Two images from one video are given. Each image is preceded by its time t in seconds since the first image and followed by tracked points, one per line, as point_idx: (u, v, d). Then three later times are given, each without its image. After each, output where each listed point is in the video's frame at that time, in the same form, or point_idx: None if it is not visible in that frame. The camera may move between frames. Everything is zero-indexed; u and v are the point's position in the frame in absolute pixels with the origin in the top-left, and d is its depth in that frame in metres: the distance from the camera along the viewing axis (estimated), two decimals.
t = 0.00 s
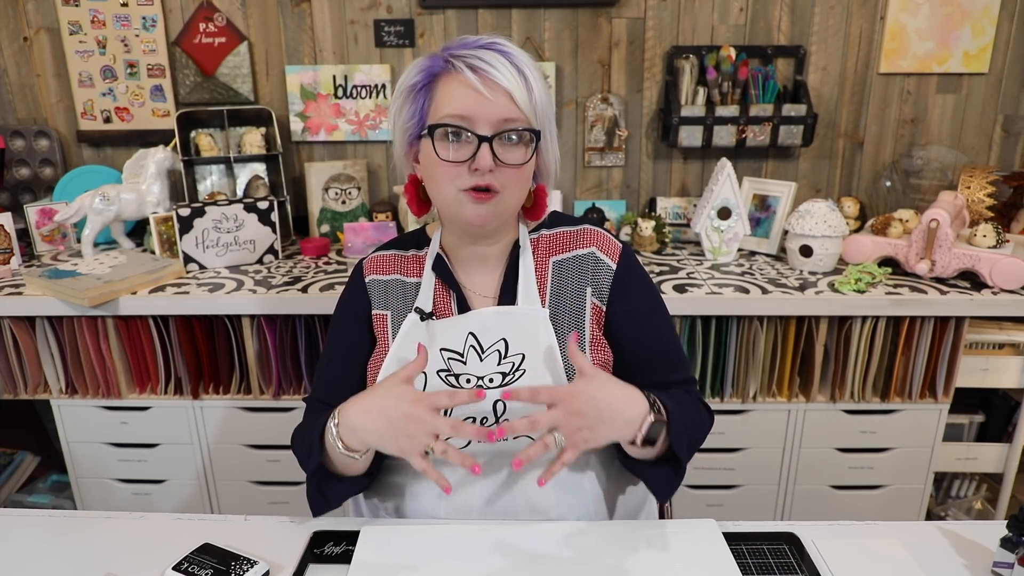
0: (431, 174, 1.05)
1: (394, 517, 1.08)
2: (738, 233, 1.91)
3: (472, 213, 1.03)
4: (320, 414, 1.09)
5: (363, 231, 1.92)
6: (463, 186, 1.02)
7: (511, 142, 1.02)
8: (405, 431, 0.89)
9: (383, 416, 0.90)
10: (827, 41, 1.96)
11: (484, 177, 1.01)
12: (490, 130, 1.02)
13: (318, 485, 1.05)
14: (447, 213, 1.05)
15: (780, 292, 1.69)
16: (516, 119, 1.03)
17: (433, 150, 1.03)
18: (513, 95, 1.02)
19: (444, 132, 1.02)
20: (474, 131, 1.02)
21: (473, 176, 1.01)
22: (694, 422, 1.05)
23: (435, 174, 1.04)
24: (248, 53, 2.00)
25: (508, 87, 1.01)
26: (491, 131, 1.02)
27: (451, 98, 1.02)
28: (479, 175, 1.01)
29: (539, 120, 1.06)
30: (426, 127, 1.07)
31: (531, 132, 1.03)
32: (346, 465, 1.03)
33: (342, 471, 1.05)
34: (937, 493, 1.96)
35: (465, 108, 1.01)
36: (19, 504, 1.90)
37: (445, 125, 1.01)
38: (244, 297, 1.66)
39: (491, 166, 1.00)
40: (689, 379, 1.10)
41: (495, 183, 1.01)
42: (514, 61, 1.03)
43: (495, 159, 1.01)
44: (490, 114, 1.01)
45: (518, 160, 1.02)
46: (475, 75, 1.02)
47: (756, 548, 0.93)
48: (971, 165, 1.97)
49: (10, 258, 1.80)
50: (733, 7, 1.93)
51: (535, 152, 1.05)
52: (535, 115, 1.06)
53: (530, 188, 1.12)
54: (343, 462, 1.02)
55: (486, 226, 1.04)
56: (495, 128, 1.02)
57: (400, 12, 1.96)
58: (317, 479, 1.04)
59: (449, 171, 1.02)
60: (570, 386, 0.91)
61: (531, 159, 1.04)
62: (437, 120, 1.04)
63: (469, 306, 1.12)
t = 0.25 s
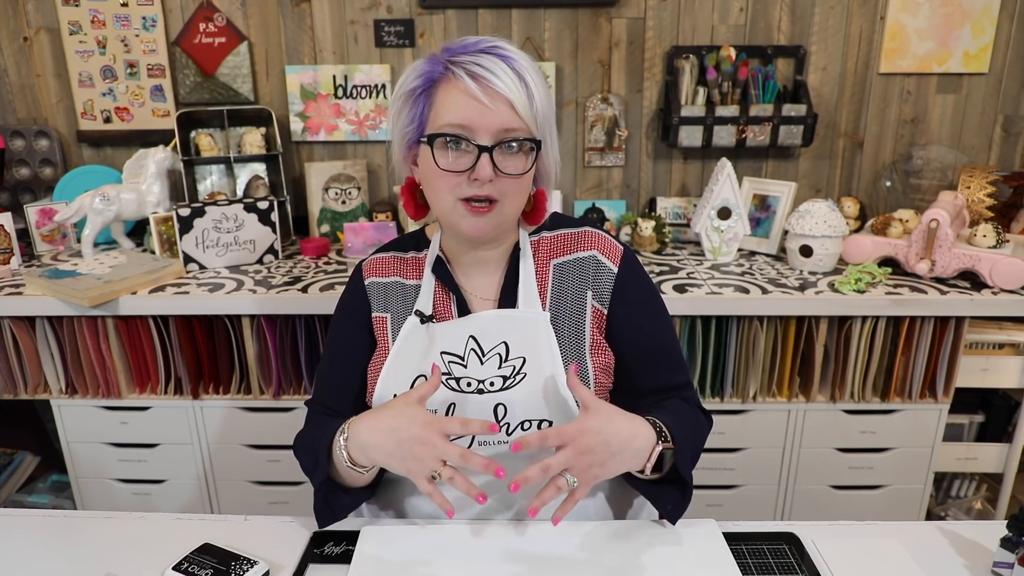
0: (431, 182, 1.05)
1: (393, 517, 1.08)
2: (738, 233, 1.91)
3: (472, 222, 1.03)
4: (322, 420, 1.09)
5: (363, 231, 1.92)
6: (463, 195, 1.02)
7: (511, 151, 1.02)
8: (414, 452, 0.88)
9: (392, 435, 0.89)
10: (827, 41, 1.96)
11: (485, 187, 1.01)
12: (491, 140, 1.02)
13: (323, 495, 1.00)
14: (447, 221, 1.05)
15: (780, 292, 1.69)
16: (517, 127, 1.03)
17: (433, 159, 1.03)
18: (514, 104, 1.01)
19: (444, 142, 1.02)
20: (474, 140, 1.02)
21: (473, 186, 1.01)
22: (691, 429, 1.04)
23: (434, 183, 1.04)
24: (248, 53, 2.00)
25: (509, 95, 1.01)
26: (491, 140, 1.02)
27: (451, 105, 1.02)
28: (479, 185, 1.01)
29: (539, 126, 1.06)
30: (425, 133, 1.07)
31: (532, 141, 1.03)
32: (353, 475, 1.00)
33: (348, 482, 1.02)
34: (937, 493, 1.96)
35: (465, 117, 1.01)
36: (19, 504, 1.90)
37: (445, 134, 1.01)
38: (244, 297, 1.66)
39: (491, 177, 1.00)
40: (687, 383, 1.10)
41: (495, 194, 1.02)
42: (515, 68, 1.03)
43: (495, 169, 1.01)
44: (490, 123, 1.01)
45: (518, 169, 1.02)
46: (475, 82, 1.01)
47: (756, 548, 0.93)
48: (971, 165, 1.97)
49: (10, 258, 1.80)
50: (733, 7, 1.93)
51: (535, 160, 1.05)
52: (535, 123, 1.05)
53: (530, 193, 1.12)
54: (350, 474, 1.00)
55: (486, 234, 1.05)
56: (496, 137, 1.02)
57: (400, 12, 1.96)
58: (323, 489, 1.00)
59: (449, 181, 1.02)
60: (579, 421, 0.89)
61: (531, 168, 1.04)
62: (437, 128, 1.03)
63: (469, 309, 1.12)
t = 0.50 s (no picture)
0: (432, 179, 1.05)
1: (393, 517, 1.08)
2: (738, 233, 1.91)
3: (474, 217, 1.03)
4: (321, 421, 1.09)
5: (363, 231, 1.92)
6: (464, 191, 1.03)
7: (512, 146, 1.02)
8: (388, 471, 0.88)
9: (375, 452, 0.89)
10: (827, 41, 1.96)
11: (486, 182, 1.01)
12: (492, 135, 1.02)
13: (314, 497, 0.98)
14: (448, 217, 1.05)
15: (780, 292, 1.69)
16: (518, 122, 1.03)
17: (433, 155, 1.03)
18: (515, 99, 1.02)
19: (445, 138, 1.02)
20: (475, 135, 1.02)
21: (474, 181, 1.02)
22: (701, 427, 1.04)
23: (435, 179, 1.04)
24: (248, 53, 2.00)
25: (510, 90, 1.01)
26: (492, 135, 1.02)
27: (451, 102, 1.02)
28: (481, 180, 1.01)
29: (541, 122, 1.06)
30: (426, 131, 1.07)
31: (533, 137, 1.03)
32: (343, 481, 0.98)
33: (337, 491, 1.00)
34: (937, 493, 1.96)
35: (466, 113, 1.01)
36: (19, 504, 1.90)
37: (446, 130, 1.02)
38: (243, 297, 1.66)
39: (493, 171, 1.01)
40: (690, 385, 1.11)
41: (497, 188, 1.02)
42: (516, 64, 1.03)
43: (496, 164, 1.01)
44: (491, 118, 1.01)
45: (520, 165, 1.03)
46: (475, 78, 1.02)
47: (756, 548, 0.93)
48: (971, 165, 1.97)
49: (10, 258, 1.80)
50: (733, 7, 1.93)
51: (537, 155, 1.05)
52: (537, 120, 1.05)
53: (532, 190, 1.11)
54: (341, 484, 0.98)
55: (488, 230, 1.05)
56: (497, 132, 1.02)
57: (400, 12, 1.96)
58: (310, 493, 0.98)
59: (450, 177, 1.02)
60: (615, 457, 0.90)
61: (533, 163, 1.04)
62: (438, 124, 1.03)
63: (470, 310, 1.12)
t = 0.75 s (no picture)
0: (435, 172, 1.05)
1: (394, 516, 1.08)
2: (738, 233, 1.91)
3: (479, 202, 1.02)
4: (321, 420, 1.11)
5: (363, 231, 1.92)
6: (466, 176, 1.02)
7: (511, 129, 1.02)
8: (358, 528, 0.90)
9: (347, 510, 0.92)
10: (827, 41, 1.96)
11: (487, 164, 1.01)
12: (491, 119, 1.02)
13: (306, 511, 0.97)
14: (453, 206, 1.04)
15: (780, 292, 1.69)
16: (516, 107, 1.03)
17: (434, 145, 1.04)
18: (512, 84, 1.03)
19: (444, 126, 1.02)
20: (474, 121, 1.02)
21: (475, 165, 1.01)
22: (715, 434, 1.04)
23: (437, 170, 1.04)
24: (248, 53, 2.00)
25: (506, 75, 1.03)
26: (491, 119, 1.02)
27: (450, 93, 1.03)
28: (481, 163, 1.01)
29: (541, 110, 1.06)
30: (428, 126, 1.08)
31: (533, 120, 1.03)
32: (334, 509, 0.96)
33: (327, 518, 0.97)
34: (937, 493, 1.96)
35: (464, 100, 1.02)
36: (19, 504, 1.90)
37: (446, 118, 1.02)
38: (243, 298, 1.66)
39: (492, 153, 1.00)
40: (696, 387, 1.13)
41: (498, 172, 1.02)
42: (512, 53, 1.05)
43: (495, 146, 1.01)
44: (489, 103, 1.02)
45: (520, 147, 1.02)
46: (472, 68, 1.04)
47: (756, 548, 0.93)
48: (971, 165, 1.97)
49: (10, 258, 1.81)
50: (733, 7, 1.93)
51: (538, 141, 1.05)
52: (537, 105, 1.05)
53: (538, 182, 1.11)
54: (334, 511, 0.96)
55: (493, 215, 1.03)
56: (495, 117, 1.02)
57: (400, 12, 1.96)
58: (293, 521, 0.96)
59: (452, 164, 1.02)
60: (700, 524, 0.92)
61: (534, 147, 1.03)
62: (439, 114, 1.04)
63: (477, 307, 1.13)
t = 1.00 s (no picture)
0: (442, 170, 1.05)
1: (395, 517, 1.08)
2: (738, 233, 1.91)
3: (484, 202, 1.02)
4: (323, 417, 1.12)
5: (363, 231, 1.92)
6: (472, 175, 1.02)
7: (515, 128, 1.02)
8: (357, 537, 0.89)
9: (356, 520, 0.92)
10: (827, 41, 1.96)
11: (490, 163, 1.01)
12: (494, 118, 1.02)
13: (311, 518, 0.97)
14: (461, 206, 1.04)
15: (779, 292, 1.69)
16: (520, 104, 1.03)
17: (439, 145, 1.04)
18: (516, 82, 1.03)
19: (448, 125, 1.03)
20: (478, 119, 1.02)
21: (479, 164, 1.01)
22: (715, 443, 1.06)
23: (444, 169, 1.04)
24: (248, 53, 2.00)
25: (509, 73, 1.03)
26: (495, 117, 1.02)
27: (456, 92, 1.04)
28: (485, 162, 1.01)
29: (549, 106, 1.06)
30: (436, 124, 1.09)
31: (537, 118, 1.03)
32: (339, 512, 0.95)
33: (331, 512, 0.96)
34: (937, 493, 1.96)
35: (468, 99, 1.03)
36: (19, 504, 1.90)
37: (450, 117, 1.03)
38: (243, 298, 1.66)
39: (495, 151, 1.00)
40: (699, 392, 1.14)
41: (501, 170, 1.02)
42: (518, 52, 1.04)
43: (498, 144, 1.01)
44: (493, 101, 1.02)
45: (524, 145, 1.03)
46: (477, 67, 1.04)
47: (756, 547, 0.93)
48: (971, 164, 1.97)
49: (10, 258, 1.80)
50: (733, 7, 1.93)
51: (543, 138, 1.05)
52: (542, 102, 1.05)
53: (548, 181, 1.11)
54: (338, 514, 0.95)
55: (499, 216, 1.04)
56: (499, 115, 1.03)
57: (400, 12, 1.96)
58: (300, 526, 0.96)
59: (457, 162, 1.02)
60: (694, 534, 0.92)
61: (539, 143, 1.03)
62: (444, 114, 1.05)
63: (486, 305, 1.13)
